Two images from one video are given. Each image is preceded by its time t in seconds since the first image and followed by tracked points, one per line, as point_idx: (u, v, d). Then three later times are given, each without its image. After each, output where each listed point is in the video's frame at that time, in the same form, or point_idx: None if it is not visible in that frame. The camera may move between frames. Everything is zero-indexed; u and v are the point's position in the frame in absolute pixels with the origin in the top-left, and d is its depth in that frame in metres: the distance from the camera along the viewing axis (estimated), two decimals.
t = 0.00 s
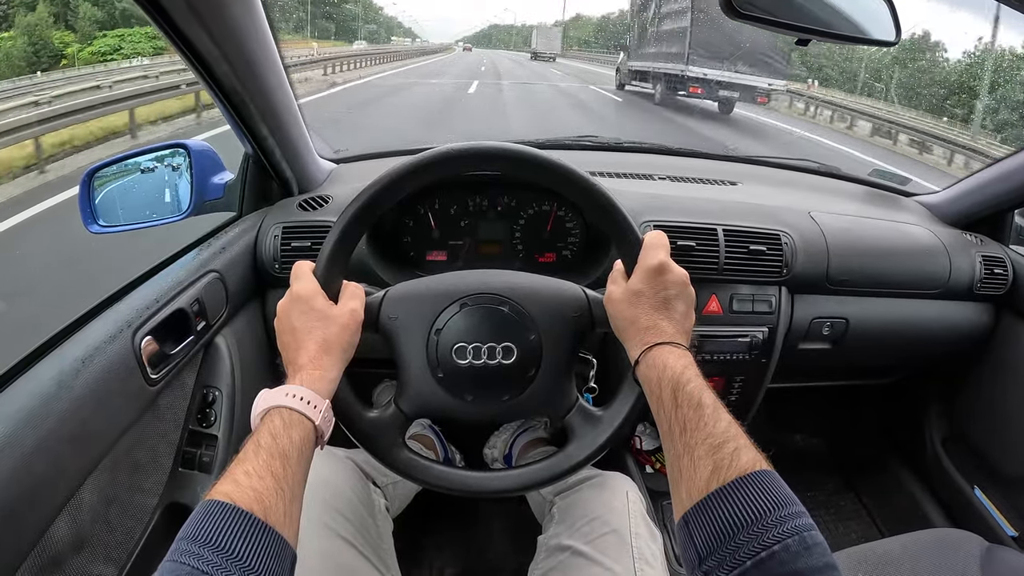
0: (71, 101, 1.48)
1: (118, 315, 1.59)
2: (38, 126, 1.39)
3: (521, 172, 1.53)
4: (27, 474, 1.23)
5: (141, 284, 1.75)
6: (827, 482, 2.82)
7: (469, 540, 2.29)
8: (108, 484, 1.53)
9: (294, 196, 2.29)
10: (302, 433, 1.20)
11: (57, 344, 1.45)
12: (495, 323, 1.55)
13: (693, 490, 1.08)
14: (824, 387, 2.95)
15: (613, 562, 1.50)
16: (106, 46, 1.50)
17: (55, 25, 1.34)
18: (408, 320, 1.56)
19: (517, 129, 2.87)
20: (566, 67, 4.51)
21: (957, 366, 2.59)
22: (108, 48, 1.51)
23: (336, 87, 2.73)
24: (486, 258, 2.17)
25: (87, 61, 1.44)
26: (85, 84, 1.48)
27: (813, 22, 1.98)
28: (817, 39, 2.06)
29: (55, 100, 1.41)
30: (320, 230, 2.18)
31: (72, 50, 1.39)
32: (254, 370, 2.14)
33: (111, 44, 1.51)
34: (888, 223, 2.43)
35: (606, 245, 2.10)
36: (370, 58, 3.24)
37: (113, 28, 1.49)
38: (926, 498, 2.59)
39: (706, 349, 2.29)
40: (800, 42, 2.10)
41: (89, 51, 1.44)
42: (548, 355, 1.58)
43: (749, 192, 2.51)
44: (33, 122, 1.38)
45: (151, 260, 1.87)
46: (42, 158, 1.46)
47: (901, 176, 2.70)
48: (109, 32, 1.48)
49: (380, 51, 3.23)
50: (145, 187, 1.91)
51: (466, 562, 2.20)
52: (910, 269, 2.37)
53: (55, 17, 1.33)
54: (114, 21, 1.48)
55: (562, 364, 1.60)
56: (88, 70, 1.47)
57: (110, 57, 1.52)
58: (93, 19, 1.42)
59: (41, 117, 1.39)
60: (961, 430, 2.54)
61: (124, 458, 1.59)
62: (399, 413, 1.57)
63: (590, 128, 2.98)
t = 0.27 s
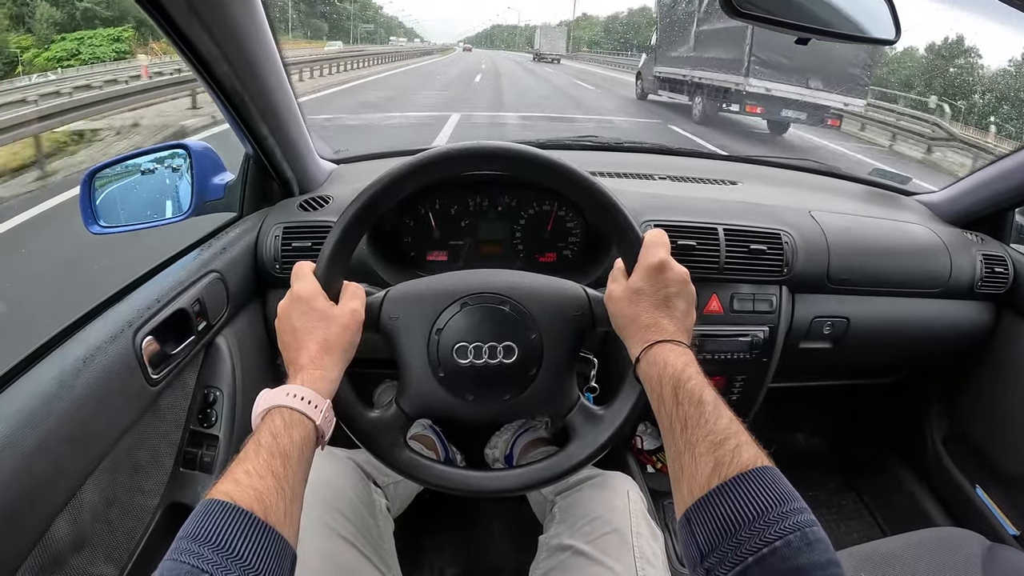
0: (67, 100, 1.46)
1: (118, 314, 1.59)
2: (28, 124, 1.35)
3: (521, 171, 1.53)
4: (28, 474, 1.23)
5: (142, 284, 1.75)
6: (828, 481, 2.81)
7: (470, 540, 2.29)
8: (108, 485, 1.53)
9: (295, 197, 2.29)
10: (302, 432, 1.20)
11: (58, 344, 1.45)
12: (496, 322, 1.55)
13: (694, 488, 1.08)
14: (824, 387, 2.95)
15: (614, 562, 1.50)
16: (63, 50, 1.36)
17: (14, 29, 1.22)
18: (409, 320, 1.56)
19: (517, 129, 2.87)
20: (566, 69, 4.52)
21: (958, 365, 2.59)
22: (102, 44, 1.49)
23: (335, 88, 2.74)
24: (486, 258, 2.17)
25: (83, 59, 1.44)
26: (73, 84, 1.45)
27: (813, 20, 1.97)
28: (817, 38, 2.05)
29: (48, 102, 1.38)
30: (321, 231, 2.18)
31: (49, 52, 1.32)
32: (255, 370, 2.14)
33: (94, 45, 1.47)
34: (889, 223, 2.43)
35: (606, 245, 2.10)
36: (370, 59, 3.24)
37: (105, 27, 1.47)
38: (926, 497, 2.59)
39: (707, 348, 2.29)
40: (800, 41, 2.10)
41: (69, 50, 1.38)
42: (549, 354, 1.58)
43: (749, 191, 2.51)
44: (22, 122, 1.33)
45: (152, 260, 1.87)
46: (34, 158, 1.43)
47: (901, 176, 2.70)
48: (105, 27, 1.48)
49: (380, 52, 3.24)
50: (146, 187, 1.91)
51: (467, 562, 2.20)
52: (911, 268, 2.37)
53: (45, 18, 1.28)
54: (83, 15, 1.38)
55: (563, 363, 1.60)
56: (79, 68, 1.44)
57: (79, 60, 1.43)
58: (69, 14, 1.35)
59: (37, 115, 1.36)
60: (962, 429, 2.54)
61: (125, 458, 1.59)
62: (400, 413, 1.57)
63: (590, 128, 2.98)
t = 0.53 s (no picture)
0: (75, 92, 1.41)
1: (117, 307, 1.56)
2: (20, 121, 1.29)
3: (529, 161, 1.51)
4: (23, 466, 1.20)
5: (141, 276, 1.73)
6: (831, 480, 2.80)
7: (472, 538, 2.26)
8: (106, 480, 1.50)
9: (298, 189, 2.27)
10: (307, 428, 1.18)
11: (55, 335, 1.42)
12: (504, 315, 1.53)
13: (709, 480, 1.06)
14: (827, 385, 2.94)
15: (621, 559, 1.48)
16: (10, 57, 1.20)
17: None
18: (415, 313, 1.53)
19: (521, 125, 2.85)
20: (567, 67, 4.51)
21: (962, 363, 2.58)
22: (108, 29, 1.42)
23: (337, 83, 2.71)
24: (492, 252, 2.14)
25: (89, 54, 1.40)
26: (72, 81, 1.38)
27: (823, 11, 1.96)
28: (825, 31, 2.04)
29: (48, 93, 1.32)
30: (323, 224, 2.16)
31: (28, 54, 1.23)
32: (256, 365, 2.11)
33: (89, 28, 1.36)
34: (895, 220, 2.42)
35: (614, 239, 2.07)
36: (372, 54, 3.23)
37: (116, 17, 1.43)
38: (930, 496, 2.57)
39: (715, 344, 2.26)
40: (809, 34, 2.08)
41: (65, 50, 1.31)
42: (556, 347, 1.56)
43: (755, 187, 2.49)
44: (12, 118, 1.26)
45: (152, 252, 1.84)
46: (23, 157, 1.36)
47: (906, 173, 2.69)
48: (104, 21, 1.39)
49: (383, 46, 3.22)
50: (146, 180, 1.89)
51: (469, 560, 2.17)
52: (918, 265, 2.36)
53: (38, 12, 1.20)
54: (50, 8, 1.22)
55: (571, 357, 1.57)
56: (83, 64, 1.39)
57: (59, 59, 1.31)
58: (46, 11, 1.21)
59: (35, 109, 1.31)
60: (965, 428, 2.53)
61: (123, 453, 1.56)
62: (405, 408, 1.55)
63: (594, 125, 2.97)
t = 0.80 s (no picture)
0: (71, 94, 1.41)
1: (116, 310, 1.57)
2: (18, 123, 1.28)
3: (526, 167, 1.52)
4: (21, 472, 1.21)
5: (140, 280, 1.73)
6: (829, 484, 2.80)
7: (470, 542, 2.27)
8: (104, 483, 1.50)
9: (297, 193, 2.28)
10: (306, 434, 1.18)
11: (54, 339, 1.42)
12: (502, 321, 1.53)
13: (705, 485, 1.06)
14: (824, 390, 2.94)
15: (618, 564, 1.48)
16: None
17: None
18: (413, 319, 1.54)
19: (520, 129, 2.86)
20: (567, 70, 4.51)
21: (959, 369, 2.58)
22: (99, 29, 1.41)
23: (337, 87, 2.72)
24: (489, 257, 2.15)
25: (57, 55, 1.30)
26: (66, 83, 1.37)
27: (820, 19, 1.97)
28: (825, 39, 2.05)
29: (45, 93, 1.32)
30: (322, 227, 2.16)
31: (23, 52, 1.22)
32: (255, 369, 2.11)
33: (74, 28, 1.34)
34: (893, 226, 2.42)
35: (612, 244, 2.10)
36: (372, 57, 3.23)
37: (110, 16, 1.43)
38: (928, 501, 2.58)
39: (712, 349, 2.27)
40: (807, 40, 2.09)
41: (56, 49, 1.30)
42: (554, 353, 1.57)
43: (753, 192, 2.50)
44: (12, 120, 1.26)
45: (151, 256, 1.84)
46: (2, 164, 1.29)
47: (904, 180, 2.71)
48: (58, 21, 1.29)
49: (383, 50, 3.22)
50: (146, 183, 1.89)
51: (466, 564, 2.18)
52: (916, 271, 2.37)
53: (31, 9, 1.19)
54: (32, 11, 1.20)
55: (568, 363, 1.58)
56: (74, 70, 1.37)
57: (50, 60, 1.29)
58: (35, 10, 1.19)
59: (31, 109, 1.30)
60: (963, 433, 2.53)
61: (122, 456, 1.56)
62: (404, 413, 1.55)
63: (593, 129, 2.97)
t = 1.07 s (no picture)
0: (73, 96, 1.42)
1: (117, 313, 1.58)
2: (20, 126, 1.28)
3: (521, 170, 1.53)
4: (23, 472, 1.22)
5: (142, 281, 1.75)
6: (827, 484, 2.82)
7: (468, 540, 2.28)
8: (106, 482, 1.52)
9: (296, 194, 2.29)
10: (304, 436, 1.20)
11: (55, 342, 1.44)
12: (497, 322, 1.55)
13: (696, 485, 1.08)
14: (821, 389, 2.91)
15: (613, 563, 1.50)
16: None
17: None
18: (410, 320, 1.55)
19: (518, 129, 2.87)
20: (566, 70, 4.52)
21: (956, 369, 2.59)
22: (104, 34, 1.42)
23: (336, 88, 2.74)
24: (487, 258, 2.17)
25: None
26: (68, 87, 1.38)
27: (814, 22, 1.97)
28: (818, 42, 2.04)
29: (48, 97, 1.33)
30: (321, 228, 2.18)
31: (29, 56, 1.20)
32: (254, 369, 2.13)
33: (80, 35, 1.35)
34: (890, 226, 2.43)
35: (608, 245, 2.10)
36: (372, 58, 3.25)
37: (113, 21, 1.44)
38: (925, 501, 2.59)
39: (708, 350, 2.29)
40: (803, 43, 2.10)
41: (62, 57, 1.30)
42: (549, 355, 1.58)
43: (750, 193, 2.51)
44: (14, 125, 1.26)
45: (152, 258, 1.86)
46: None
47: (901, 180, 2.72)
48: None
49: (382, 51, 3.23)
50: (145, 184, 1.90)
51: (465, 562, 2.20)
52: (912, 272, 2.38)
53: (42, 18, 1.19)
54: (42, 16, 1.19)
55: (563, 365, 1.59)
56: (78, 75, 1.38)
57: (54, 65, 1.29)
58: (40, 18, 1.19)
59: (32, 113, 1.31)
60: (960, 433, 2.54)
61: (123, 456, 1.58)
62: (401, 414, 1.56)
63: (592, 130, 2.98)
